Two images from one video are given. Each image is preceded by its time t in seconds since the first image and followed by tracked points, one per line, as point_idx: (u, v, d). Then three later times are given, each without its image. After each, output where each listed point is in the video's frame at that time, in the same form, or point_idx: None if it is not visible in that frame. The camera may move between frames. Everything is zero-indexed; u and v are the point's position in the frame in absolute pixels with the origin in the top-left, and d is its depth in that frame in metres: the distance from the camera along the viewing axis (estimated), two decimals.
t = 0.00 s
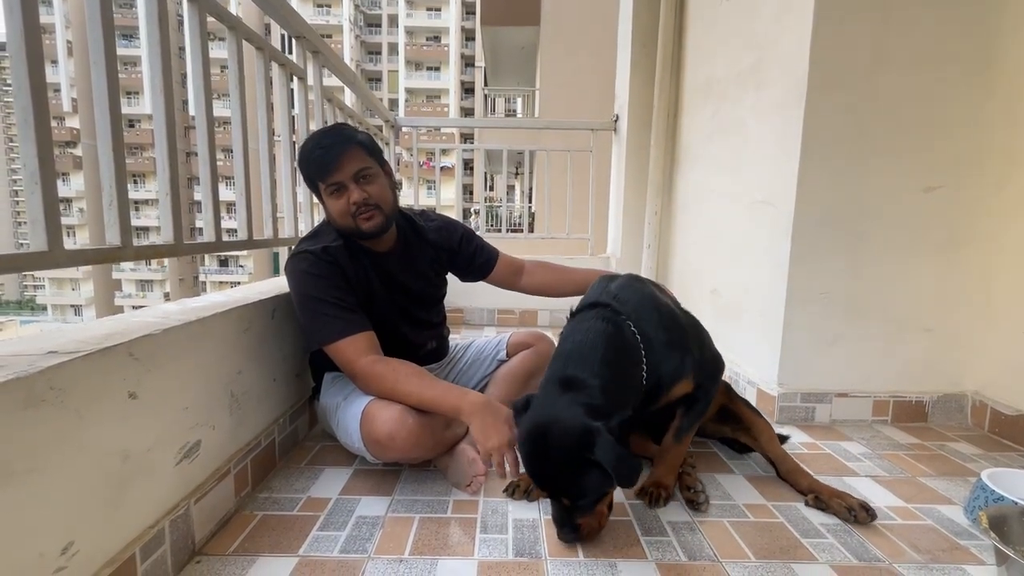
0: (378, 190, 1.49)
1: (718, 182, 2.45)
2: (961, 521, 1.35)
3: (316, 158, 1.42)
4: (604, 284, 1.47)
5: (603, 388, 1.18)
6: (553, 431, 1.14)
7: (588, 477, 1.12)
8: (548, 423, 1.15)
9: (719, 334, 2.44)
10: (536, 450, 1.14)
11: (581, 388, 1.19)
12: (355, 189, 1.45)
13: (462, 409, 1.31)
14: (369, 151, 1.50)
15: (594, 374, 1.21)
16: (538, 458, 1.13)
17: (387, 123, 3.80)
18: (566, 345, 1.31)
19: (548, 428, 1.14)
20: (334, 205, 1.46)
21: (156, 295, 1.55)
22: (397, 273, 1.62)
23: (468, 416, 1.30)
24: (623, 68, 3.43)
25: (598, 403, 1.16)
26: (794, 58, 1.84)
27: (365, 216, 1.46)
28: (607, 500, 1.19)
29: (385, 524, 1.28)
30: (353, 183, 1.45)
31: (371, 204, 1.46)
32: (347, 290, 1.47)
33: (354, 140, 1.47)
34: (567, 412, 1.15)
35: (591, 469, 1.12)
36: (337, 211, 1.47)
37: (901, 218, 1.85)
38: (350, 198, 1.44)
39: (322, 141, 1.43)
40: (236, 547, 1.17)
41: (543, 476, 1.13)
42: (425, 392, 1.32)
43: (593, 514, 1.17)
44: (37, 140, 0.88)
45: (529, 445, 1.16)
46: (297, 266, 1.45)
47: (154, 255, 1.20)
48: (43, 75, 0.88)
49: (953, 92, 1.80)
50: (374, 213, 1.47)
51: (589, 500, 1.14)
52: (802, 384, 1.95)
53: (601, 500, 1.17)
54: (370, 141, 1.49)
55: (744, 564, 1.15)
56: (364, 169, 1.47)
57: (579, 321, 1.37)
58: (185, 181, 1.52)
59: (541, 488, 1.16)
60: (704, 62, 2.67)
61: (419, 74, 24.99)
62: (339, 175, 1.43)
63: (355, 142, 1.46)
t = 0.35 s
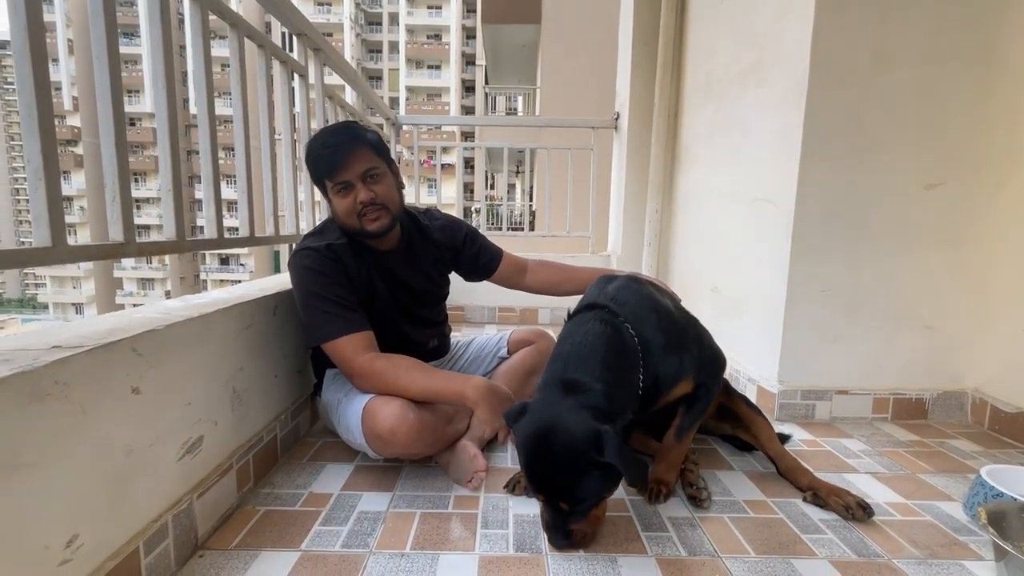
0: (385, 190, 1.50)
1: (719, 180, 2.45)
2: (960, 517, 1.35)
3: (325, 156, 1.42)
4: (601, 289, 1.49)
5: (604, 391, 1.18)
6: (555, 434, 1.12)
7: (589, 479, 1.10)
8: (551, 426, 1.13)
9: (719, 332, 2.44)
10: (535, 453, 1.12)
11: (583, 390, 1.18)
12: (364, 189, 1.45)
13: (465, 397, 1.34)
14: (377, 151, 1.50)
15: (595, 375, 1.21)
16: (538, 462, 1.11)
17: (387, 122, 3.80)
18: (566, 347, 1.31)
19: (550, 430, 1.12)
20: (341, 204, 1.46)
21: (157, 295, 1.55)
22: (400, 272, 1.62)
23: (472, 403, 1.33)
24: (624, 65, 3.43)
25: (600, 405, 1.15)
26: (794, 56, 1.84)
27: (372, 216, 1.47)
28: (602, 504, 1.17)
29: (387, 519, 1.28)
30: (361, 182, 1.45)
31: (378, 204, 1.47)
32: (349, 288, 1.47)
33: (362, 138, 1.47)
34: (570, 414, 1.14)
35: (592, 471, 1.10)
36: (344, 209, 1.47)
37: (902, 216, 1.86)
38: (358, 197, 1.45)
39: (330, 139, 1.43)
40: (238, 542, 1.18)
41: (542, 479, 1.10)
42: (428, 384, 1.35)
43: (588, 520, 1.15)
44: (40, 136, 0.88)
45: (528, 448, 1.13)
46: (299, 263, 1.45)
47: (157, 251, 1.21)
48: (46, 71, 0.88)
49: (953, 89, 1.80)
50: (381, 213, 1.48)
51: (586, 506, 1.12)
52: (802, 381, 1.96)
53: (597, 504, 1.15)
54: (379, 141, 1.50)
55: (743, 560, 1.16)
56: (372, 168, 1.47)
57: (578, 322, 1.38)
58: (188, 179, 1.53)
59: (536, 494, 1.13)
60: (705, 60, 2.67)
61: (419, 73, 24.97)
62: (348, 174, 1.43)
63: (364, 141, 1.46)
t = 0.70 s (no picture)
0: (409, 192, 1.53)
1: (720, 179, 2.45)
2: (961, 515, 1.35)
3: (358, 149, 1.44)
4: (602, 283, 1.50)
5: (612, 383, 1.18)
6: (569, 427, 1.12)
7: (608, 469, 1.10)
8: (565, 419, 1.13)
9: (719, 332, 2.44)
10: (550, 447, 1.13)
11: (592, 383, 1.18)
12: (394, 185, 1.47)
13: (467, 396, 1.34)
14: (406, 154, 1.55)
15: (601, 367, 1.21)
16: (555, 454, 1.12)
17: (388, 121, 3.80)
18: (571, 339, 1.31)
19: (564, 423, 1.13)
20: (368, 194, 1.46)
21: (158, 293, 1.54)
22: (402, 271, 1.62)
23: (473, 402, 1.33)
24: (624, 64, 3.42)
25: (610, 395, 1.16)
26: (795, 55, 1.84)
27: (395, 212, 1.48)
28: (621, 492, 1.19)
29: (387, 517, 1.29)
30: (393, 179, 1.48)
31: (404, 203, 1.49)
32: (351, 286, 1.47)
33: (388, 137, 1.50)
34: (582, 408, 1.14)
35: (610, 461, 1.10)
36: (367, 203, 1.47)
37: (902, 214, 1.86)
38: (388, 191, 1.46)
39: (351, 134, 1.46)
40: (239, 539, 1.18)
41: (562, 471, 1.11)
42: (429, 383, 1.35)
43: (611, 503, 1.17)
44: (41, 135, 0.88)
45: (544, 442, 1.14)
46: (302, 260, 1.45)
47: (158, 249, 1.21)
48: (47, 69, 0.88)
49: (954, 88, 1.80)
50: (403, 212, 1.50)
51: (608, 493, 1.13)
52: (803, 380, 1.96)
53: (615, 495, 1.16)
54: (410, 146, 1.56)
55: (743, 558, 1.16)
56: (404, 168, 1.51)
57: (583, 315, 1.38)
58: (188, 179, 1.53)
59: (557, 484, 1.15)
60: (706, 58, 2.66)
61: (420, 72, 24.97)
62: (381, 169, 1.45)
63: (400, 141, 1.51)
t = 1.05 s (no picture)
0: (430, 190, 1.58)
1: (719, 179, 2.45)
2: (959, 515, 1.35)
3: (399, 140, 1.45)
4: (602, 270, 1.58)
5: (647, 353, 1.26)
6: (623, 391, 1.14)
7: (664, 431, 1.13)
8: (620, 386, 1.15)
9: (719, 332, 2.44)
10: (607, 413, 1.13)
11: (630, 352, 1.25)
12: (428, 182, 1.51)
13: (467, 398, 1.34)
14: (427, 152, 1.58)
15: (625, 346, 1.26)
16: (613, 418, 1.12)
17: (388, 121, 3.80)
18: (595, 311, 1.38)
19: (618, 387, 1.15)
20: (407, 188, 1.47)
21: (158, 292, 1.55)
22: (404, 271, 1.63)
23: (473, 404, 1.33)
24: (625, 64, 3.42)
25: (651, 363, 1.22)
26: (795, 55, 1.84)
27: (425, 209, 1.53)
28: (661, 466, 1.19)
29: (387, 517, 1.29)
30: (427, 175, 1.52)
31: (431, 200, 1.54)
32: (353, 285, 1.48)
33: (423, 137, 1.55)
34: (633, 372, 1.18)
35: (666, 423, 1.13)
36: (401, 194, 1.47)
37: (902, 215, 1.86)
38: (425, 187, 1.50)
39: (377, 127, 1.47)
40: (239, 539, 1.18)
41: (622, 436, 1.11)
42: (429, 383, 1.35)
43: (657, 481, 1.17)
44: (41, 135, 0.88)
45: (599, 407, 1.14)
46: (304, 259, 1.45)
47: (158, 249, 1.21)
48: (47, 69, 0.88)
49: (954, 88, 1.80)
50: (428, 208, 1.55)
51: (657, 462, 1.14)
52: (802, 380, 1.96)
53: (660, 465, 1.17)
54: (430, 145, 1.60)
55: (742, 558, 1.16)
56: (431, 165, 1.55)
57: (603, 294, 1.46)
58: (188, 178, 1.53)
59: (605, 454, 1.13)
60: (706, 58, 2.67)
61: (420, 72, 24.97)
62: (423, 165, 1.49)
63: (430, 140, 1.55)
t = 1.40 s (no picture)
0: (405, 184, 1.52)
1: (719, 179, 2.45)
2: (958, 515, 1.35)
3: (354, 139, 1.47)
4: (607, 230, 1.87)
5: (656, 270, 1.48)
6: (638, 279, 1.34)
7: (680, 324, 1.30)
8: (635, 273, 1.35)
9: (720, 332, 2.44)
10: (630, 298, 1.28)
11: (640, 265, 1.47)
12: (384, 176, 1.48)
13: (467, 400, 1.34)
14: (405, 145, 1.54)
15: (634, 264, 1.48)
16: (637, 301, 1.28)
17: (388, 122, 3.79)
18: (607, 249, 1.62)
19: (633, 276, 1.34)
20: (360, 186, 1.49)
21: (158, 292, 1.56)
22: (410, 271, 1.63)
23: (473, 406, 1.33)
24: (625, 64, 3.42)
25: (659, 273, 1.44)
26: (795, 56, 1.84)
27: (384, 203, 1.48)
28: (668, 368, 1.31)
29: (387, 517, 1.29)
30: (383, 169, 1.48)
31: (393, 194, 1.48)
32: (358, 283, 1.48)
33: (397, 131, 1.52)
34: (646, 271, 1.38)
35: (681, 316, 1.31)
36: (360, 192, 1.50)
37: (902, 215, 1.86)
38: (376, 182, 1.48)
39: (353, 126, 1.49)
40: (239, 538, 1.19)
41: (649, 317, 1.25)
42: (429, 383, 1.35)
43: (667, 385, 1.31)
44: (42, 134, 0.88)
45: (618, 292, 1.31)
46: (310, 255, 1.46)
47: (158, 249, 1.21)
48: (48, 68, 0.89)
49: (954, 89, 1.80)
50: (395, 202, 1.49)
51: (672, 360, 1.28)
52: (802, 381, 1.96)
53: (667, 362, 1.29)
54: (412, 139, 1.55)
55: (742, 558, 1.16)
56: (396, 159, 1.50)
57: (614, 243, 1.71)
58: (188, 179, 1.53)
59: (624, 343, 1.24)
60: (706, 58, 2.66)
61: (420, 73, 24.98)
62: (372, 159, 1.47)
63: (395, 133, 1.51)
